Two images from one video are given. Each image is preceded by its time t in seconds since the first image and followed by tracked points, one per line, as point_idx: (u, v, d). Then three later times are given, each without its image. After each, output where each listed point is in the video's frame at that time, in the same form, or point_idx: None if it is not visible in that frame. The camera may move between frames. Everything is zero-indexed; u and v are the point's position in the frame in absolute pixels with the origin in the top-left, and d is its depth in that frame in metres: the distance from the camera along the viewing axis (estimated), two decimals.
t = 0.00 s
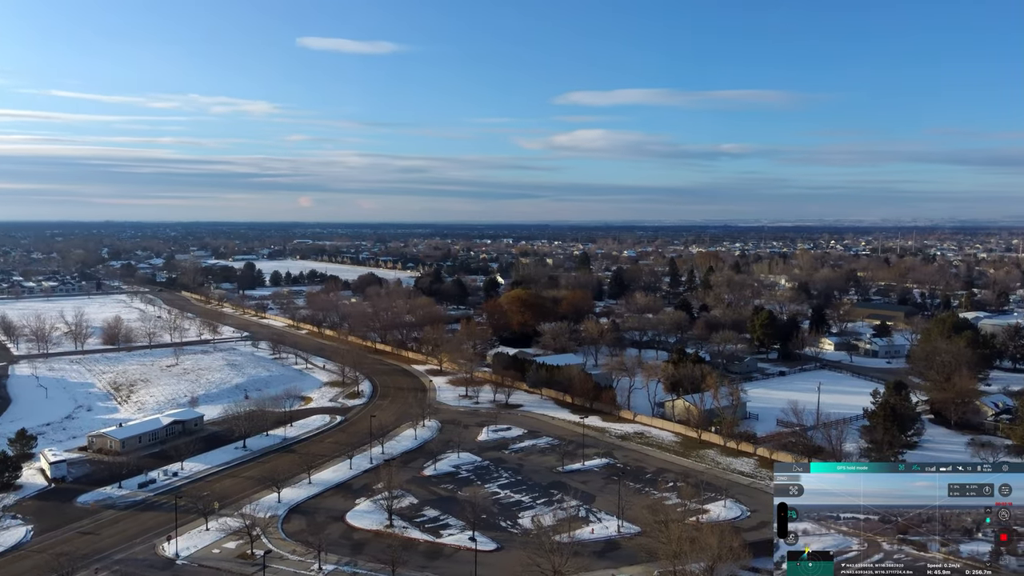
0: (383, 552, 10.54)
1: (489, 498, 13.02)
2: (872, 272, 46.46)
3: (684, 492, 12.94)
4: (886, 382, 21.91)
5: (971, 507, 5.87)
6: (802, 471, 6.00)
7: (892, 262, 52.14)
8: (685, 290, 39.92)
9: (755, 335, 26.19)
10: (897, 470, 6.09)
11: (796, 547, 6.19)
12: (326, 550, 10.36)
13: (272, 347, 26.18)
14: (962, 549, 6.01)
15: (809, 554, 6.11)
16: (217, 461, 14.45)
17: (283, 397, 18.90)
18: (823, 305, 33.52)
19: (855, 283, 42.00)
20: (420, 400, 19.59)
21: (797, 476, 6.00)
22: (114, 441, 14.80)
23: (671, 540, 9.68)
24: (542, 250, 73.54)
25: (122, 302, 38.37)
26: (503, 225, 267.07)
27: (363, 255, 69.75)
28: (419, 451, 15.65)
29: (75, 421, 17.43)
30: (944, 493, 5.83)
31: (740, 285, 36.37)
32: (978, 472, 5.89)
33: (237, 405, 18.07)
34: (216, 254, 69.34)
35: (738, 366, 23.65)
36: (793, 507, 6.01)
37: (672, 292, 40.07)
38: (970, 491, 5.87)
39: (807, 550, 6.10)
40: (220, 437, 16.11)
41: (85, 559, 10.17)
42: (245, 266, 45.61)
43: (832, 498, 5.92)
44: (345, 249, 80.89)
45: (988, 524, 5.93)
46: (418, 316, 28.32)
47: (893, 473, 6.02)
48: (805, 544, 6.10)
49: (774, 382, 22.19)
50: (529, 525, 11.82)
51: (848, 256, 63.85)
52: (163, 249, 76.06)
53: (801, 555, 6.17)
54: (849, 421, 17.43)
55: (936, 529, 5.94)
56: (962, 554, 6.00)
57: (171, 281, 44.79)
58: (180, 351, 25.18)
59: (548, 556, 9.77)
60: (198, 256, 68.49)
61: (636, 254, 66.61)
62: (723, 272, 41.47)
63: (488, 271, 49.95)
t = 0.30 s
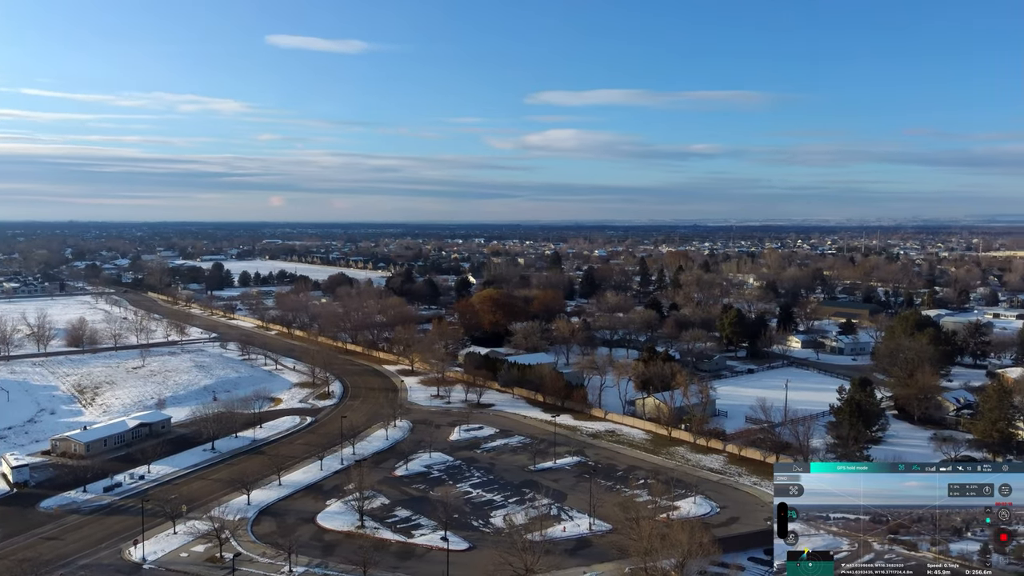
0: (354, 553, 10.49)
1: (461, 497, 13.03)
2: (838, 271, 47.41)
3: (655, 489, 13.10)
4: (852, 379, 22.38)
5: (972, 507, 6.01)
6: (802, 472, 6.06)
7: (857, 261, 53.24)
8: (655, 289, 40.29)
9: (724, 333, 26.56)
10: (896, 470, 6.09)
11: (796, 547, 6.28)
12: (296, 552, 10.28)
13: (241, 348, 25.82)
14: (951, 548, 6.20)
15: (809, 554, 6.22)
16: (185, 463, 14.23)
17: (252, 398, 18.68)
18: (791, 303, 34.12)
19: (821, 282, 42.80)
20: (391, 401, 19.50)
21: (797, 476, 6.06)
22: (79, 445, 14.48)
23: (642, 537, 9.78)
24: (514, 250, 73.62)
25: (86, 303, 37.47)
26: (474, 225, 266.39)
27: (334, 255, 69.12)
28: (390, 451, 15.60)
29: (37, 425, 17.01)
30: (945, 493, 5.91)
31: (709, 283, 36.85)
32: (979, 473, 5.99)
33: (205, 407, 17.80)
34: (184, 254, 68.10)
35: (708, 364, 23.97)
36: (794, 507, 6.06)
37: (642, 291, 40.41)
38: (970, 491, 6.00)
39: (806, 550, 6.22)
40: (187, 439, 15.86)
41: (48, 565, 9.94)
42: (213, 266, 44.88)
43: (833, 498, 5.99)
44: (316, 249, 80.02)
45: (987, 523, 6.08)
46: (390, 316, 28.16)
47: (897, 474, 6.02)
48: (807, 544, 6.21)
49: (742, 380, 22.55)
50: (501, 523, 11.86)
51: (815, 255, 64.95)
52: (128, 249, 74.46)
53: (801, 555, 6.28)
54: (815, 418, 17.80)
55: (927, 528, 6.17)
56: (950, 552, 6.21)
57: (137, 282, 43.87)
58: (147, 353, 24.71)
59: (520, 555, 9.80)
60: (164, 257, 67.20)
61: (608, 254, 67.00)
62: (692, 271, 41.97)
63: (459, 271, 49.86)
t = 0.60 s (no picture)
0: (326, 555, 10.42)
1: (434, 498, 13.02)
2: (805, 271, 48.32)
3: (626, 488, 13.21)
4: (818, 377, 22.82)
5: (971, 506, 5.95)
6: (802, 472, 6.04)
7: (823, 261, 54.31)
8: (626, 289, 40.62)
9: (694, 332, 26.90)
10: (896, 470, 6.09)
11: (795, 547, 6.16)
12: (267, 555, 10.17)
13: (210, 349, 25.45)
14: (944, 547, 6.04)
15: (809, 554, 6.10)
16: (152, 467, 13.98)
17: (221, 400, 18.41)
18: (759, 302, 34.69)
19: (789, 281, 43.54)
20: (363, 402, 19.37)
21: (797, 476, 6.04)
22: (42, 449, 14.13)
23: (613, 535, 9.85)
24: (487, 250, 73.66)
25: (49, 305, 36.59)
26: (446, 225, 265.69)
27: (304, 255, 68.43)
28: (362, 452, 15.51)
29: None
30: (944, 493, 5.89)
31: (679, 283, 37.28)
32: (978, 473, 5.95)
33: (173, 409, 17.50)
34: (151, 254, 66.80)
35: (678, 363, 24.26)
36: (794, 507, 6.03)
37: (613, 291, 40.73)
38: (969, 491, 5.93)
39: (807, 550, 6.10)
40: (155, 442, 15.58)
41: (11, 572, 9.69)
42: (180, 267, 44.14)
43: (832, 498, 5.97)
44: (286, 249, 79.12)
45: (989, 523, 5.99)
46: (361, 317, 27.95)
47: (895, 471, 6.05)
48: (806, 543, 6.10)
49: (712, 378, 22.88)
50: (474, 524, 11.87)
51: (782, 254, 65.84)
52: (92, 249, 72.85)
53: (801, 555, 6.15)
54: (783, 415, 18.12)
55: (920, 528, 6.03)
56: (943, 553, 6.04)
57: (103, 283, 42.96)
58: (113, 355, 24.20)
59: (492, 555, 9.80)
60: (129, 257, 65.88)
61: (580, 254, 67.36)
62: (663, 271, 42.42)
63: (431, 271, 49.72)
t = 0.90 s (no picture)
0: (297, 558, 10.34)
1: (406, 499, 12.99)
2: (774, 269, 49.10)
3: (599, 486, 13.32)
4: (787, 374, 23.23)
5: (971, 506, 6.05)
6: (803, 472, 6.14)
7: (791, 260, 55.25)
8: (599, 289, 40.88)
9: (666, 331, 27.21)
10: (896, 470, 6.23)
11: (796, 547, 6.36)
12: (237, 558, 10.06)
13: (179, 351, 25.03)
14: (936, 547, 6.24)
15: (810, 554, 6.27)
16: (120, 470, 13.73)
17: (191, 402, 18.12)
18: (729, 301, 35.15)
19: (758, 280, 44.19)
20: (335, 403, 19.22)
21: (797, 477, 6.13)
22: (5, 453, 13.78)
23: (587, 534, 9.93)
24: (460, 250, 73.52)
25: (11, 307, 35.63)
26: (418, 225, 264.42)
27: (275, 255, 67.59)
28: (334, 453, 15.41)
29: None
30: (944, 494, 5.98)
31: (651, 282, 37.61)
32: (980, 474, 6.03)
33: (141, 412, 17.18)
34: (118, 255, 65.45)
35: (650, 362, 24.50)
36: (794, 507, 6.13)
37: (586, 291, 40.97)
38: (970, 491, 6.01)
39: (807, 550, 6.27)
40: (123, 445, 15.29)
41: None
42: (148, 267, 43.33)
43: (833, 498, 6.07)
44: (257, 249, 78.15)
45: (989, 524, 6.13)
46: (333, 317, 27.71)
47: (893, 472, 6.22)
48: (807, 544, 6.27)
49: (683, 376, 23.17)
50: (447, 524, 11.87)
51: (751, 254, 66.60)
52: (57, 249, 71.20)
53: (801, 555, 6.34)
54: (753, 413, 18.42)
55: (913, 528, 6.24)
56: (936, 552, 6.26)
57: (69, 284, 42.03)
58: (79, 357, 23.67)
59: (466, 555, 9.80)
60: (95, 258, 64.52)
61: (553, 254, 67.61)
62: (635, 270, 42.76)
63: (404, 271, 49.48)
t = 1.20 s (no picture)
0: (269, 560, 10.24)
1: (380, 500, 12.93)
2: (745, 269, 49.79)
3: (572, 484, 13.38)
4: (757, 372, 23.62)
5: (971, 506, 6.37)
6: (802, 472, 6.43)
7: (761, 259, 56.03)
8: (572, 288, 41.06)
9: (638, 330, 27.45)
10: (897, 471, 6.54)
11: (796, 547, 6.65)
12: (208, 562, 9.93)
13: (148, 352, 24.60)
14: (931, 546, 6.59)
15: (810, 554, 6.55)
16: (87, 474, 13.45)
17: (160, 403, 17.81)
18: (701, 300, 35.57)
19: (729, 279, 44.78)
20: (307, 404, 19.04)
21: (797, 477, 6.42)
22: None
23: (560, 532, 9.99)
24: (433, 250, 73.23)
25: None
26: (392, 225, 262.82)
27: (246, 255, 66.74)
28: (306, 455, 15.27)
29: None
30: (945, 493, 6.31)
31: (624, 281, 37.89)
32: (979, 473, 6.38)
33: (108, 414, 16.85)
34: (85, 255, 64.05)
35: (623, 360, 24.70)
36: (793, 506, 6.41)
37: (559, 290, 41.11)
38: (969, 491, 6.35)
39: (807, 551, 6.55)
40: (90, 449, 14.98)
41: None
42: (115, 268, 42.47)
43: (830, 497, 6.32)
44: (228, 249, 77.03)
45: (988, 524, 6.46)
46: (305, 318, 27.47)
47: (894, 472, 6.46)
48: (806, 543, 6.57)
49: (656, 375, 23.41)
50: (421, 524, 11.85)
51: (722, 254, 67.01)
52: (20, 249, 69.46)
53: (802, 555, 6.62)
54: (724, 410, 18.69)
55: (907, 527, 6.59)
56: (931, 551, 6.59)
57: (33, 284, 41.01)
58: (44, 359, 23.14)
59: (439, 555, 9.79)
60: (61, 258, 63.08)
61: (527, 253, 67.66)
62: (608, 270, 43.01)
63: (377, 271, 49.17)
